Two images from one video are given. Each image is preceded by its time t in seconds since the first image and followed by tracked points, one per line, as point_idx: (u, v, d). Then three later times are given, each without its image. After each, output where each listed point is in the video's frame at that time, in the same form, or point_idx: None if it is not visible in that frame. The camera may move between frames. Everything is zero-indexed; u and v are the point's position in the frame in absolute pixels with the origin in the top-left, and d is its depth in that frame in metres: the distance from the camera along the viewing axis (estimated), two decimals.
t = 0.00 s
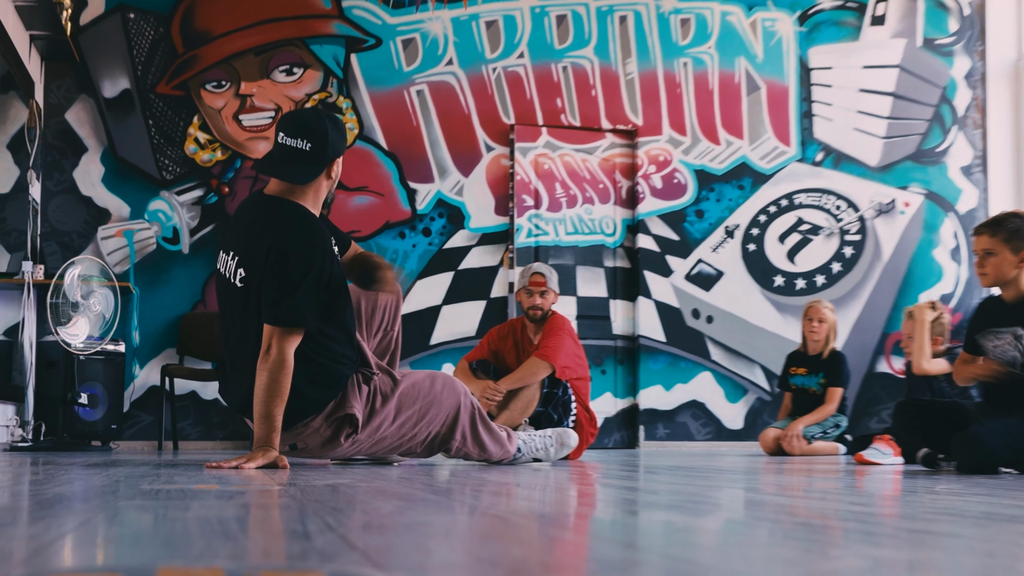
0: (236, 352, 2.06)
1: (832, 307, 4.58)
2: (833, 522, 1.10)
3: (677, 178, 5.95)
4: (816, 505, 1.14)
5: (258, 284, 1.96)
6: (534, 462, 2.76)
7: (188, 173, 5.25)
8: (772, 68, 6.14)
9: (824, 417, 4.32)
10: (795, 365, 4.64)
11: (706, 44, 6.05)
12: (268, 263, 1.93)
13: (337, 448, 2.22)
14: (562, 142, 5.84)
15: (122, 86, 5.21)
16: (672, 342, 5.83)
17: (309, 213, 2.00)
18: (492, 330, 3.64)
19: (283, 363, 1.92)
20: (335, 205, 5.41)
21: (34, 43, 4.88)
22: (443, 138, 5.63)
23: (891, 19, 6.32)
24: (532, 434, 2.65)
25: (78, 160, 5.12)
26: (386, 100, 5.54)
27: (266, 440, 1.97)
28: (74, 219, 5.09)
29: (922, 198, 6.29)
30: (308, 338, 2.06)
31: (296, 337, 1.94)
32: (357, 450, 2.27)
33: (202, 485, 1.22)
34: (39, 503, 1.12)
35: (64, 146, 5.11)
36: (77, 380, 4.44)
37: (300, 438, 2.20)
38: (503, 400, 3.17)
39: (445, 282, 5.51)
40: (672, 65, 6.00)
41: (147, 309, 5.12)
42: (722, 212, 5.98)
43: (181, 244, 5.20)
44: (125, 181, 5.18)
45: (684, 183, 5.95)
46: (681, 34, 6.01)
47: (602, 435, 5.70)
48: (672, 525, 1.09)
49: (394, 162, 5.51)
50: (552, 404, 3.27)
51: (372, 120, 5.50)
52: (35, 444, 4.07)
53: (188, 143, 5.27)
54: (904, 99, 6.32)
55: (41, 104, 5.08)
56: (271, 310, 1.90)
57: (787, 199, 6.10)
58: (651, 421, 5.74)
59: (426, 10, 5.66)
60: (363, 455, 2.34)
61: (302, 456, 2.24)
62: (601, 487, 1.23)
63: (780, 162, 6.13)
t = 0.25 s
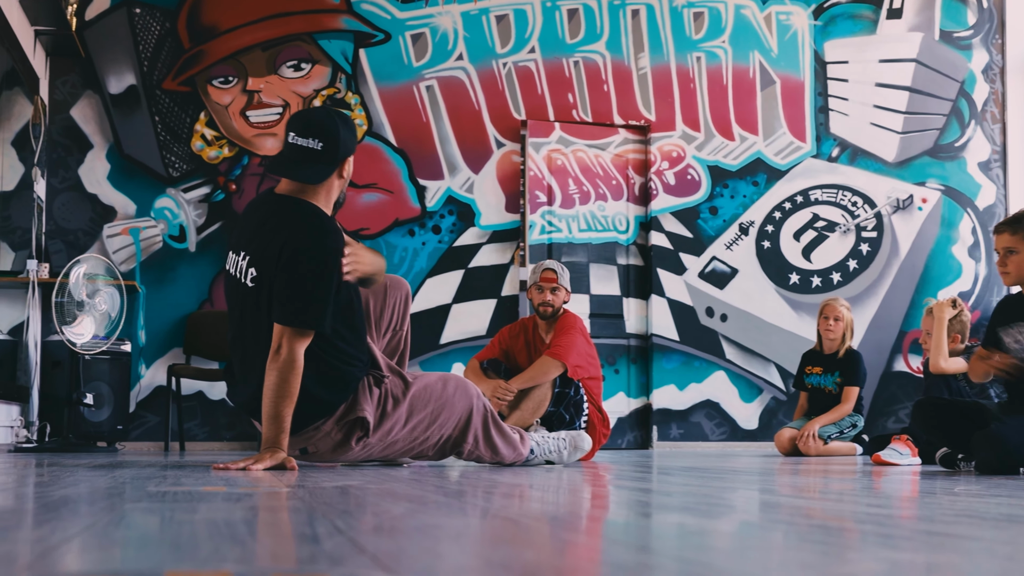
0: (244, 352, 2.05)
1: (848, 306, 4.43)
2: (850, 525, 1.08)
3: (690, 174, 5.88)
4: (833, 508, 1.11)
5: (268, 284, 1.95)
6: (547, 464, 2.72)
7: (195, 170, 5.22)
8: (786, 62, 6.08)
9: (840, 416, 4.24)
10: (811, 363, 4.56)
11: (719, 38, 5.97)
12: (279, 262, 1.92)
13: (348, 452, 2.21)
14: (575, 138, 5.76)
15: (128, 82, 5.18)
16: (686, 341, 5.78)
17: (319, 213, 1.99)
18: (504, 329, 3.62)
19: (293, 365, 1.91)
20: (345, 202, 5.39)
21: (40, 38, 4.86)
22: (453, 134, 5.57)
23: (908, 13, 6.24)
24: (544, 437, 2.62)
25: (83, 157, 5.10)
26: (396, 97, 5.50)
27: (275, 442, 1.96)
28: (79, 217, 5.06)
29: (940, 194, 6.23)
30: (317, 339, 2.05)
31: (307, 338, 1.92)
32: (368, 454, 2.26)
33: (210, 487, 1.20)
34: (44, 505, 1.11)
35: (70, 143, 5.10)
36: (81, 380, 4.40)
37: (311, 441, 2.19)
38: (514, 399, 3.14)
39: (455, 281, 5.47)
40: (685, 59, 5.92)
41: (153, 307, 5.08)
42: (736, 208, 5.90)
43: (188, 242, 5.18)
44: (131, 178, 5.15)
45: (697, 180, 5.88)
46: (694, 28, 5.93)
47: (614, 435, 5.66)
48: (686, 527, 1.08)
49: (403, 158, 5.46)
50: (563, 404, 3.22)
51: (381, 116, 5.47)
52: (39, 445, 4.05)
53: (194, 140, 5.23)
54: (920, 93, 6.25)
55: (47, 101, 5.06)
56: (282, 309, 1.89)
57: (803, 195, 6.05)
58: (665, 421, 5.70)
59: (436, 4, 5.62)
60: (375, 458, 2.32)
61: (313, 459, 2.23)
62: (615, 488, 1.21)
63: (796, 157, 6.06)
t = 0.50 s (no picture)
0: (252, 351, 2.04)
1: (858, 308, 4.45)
2: (860, 527, 1.08)
3: (698, 175, 5.86)
4: (843, 510, 1.11)
5: (279, 284, 1.95)
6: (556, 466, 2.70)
7: (205, 172, 5.22)
8: (795, 63, 6.06)
9: (849, 416, 4.22)
10: (819, 363, 4.51)
11: (728, 39, 5.98)
12: (289, 262, 1.92)
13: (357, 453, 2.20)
14: (585, 138, 5.73)
15: (138, 84, 5.19)
16: (694, 341, 5.74)
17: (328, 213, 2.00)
18: (514, 329, 3.63)
19: (303, 366, 1.90)
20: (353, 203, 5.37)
21: (51, 40, 4.87)
22: (462, 135, 5.57)
23: (917, 14, 6.23)
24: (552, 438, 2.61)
25: (93, 158, 5.11)
26: (405, 99, 5.51)
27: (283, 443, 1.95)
28: (89, 218, 5.07)
29: (949, 194, 6.22)
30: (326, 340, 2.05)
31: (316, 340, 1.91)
32: (378, 454, 2.25)
33: (219, 488, 1.20)
34: (53, 506, 1.11)
35: (80, 144, 5.11)
36: (90, 382, 4.40)
37: (320, 442, 2.19)
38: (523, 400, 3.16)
39: (463, 282, 5.46)
40: (693, 60, 5.91)
41: (160, 308, 5.07)
42: (745, 209, 5.89)
43: (197, 243, 5.17)
44: (141, 179, 5.15)
45: (706, 181, 5.86)
46: (703, 29, 5.93)
47: (624, 436, 5.63)
48: (696, 529, 1.07)
49: (412, 159, 5.46)
50: (572, 404, 3.21)
51: (390, 118, 5.47)
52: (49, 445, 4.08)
53: (204, 141, 5.23)
54: (930, 93, 6.23)
55: (57, 102, 5.06)
56: (292, 310, 1.89)
57: (811, 196, 6.02)
58: (674, 422, 5.68)
59: (444, 5, 5.62)
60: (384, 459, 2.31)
61: (322, 460, 2.23)
62: (624, 490, 1.20)
63: (804, 158, 6.05)
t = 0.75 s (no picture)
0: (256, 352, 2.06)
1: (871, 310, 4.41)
2: (870, 529, 1.07)
3: (708, 176, 5.88)
4: (854, 511, 1.11)
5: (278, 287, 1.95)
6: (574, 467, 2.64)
7: (215, 173, 5.22)
8: (804, 64, 6.06)
9: (859, 417, 4.19)
10: (829, 364, 4.49)
11: (738, 39, 5.97)
12: (288, 267, 1.93)
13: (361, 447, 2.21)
14: (597, 138, 5.76)
15: (148, 86, 5.21)
16: (704, 343, 5.75)
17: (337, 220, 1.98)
18: (523, 330, 3.62)
19: (294, 372, 1.90)
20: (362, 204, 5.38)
21: (61, 42, 4.90)
22: (471, 136, 5.57)
23: (927, 14, 6.20)
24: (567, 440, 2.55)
25: (104, 160, 5.12)
26: (414, 99, 5.51)
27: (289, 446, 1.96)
28: (100, 220, 5.08)
29: (961, 195, 6.18)
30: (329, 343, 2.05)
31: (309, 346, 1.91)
32: (384, 449, 2.25)
33: (229, 490, 1.20)
34: (64, 508, 1.11)
35: (90, 146, 5.12)
36: (101, 383, 4.44)
37: (325, 434, 2.20)
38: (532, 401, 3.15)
39: (473, 284, 5.44)
40: (703, 61, 5.92)
41: (171, 310, 5.07)
42: (754, 210, 5.90)
43: (207, 244, 5.16)
44: (152, 181, 5.16)
45: (716, 181, 5.88)
46: (712, 30, 5.93)
47: (635, 438, 5.62)
48: (705, 530, 1.07)
49: (420, 160, 5.49)
50: (582, 405, 3.21)
51: (400, 119, 5.48)
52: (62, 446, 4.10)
53: (214, 143, 5.25)
54: (941, 94, 6.19)
55: (68, 104, 5.09)
56: (286, 315, 1.89)
57: (821, 197, 6.02)
58: (685, 423, 5.66)
59: (454, 7, 5.62)
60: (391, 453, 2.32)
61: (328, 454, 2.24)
62: (634, 491, 1.20)
63: (813, 159, 6.04)
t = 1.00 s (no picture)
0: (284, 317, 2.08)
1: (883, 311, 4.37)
2: (881, 530, 1.07)
3: (718, 176, 5.86)
4: (863, 512, 1.10)
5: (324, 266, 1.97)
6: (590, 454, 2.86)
7: (225, 174, 5.23)
8: (815, 65, 6.03)
9: (869, 417, 4.13)
10: (839, 364, 4.47)
11: (748, 39, 5.95)
12: (339, 247, 1.94)
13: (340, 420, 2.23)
14: (608, 138, 5.72)
15: (159, 87, 5.20)
16: (715, 344, 5.73)
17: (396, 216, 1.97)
18: (531, 331, 3.61)
19: (327, 353, 1.90)
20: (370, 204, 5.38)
21: (73, 44, 4.92)
22: (481, 137, 5.56)
23: (939, 14, 6.18)
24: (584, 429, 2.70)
25: (115, 162, 5.12)
26: (423, 100, 5.50)
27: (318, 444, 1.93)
28: (110, 220, 5.08)
29: (971, 196, 6.17)
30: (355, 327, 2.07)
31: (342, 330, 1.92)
32: (364, 425, 2.28)
33: (240, 490, 1.20)
34: (75, 508, 1.11)
35: (101, 147, 5.13)
36: (111, 383, 4.41)
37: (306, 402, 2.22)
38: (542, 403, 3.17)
39: (483, 284, 5.45)
40: (713, 61, 5.91)
41: (182, 311, 5.08)
42: (765, 210, 5.87)
43: (217, 245, 5.16)
44: (163, 182, 5.16)
45: (725, 182, 5.86)
46: (722, 30, 5.92)
47: (645, 440, 5.60)
48: (716, 531, 1.07)
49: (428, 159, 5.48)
50: (592, 407, 3.22)
51: (410, 120, 5.45)
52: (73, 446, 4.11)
53: (224, 144, 5.25)
54: (951, 94, 6.17)
55: (80, 106, 5.11)
56: (324, 297, 1.90)
57: (832, 197, 6.00)
58: (694, 424, 5.64)
59: (464, 8, 5.61)
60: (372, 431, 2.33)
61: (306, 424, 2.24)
62: (645, 491, 1.20)
63: (824, 159, 6.02)
